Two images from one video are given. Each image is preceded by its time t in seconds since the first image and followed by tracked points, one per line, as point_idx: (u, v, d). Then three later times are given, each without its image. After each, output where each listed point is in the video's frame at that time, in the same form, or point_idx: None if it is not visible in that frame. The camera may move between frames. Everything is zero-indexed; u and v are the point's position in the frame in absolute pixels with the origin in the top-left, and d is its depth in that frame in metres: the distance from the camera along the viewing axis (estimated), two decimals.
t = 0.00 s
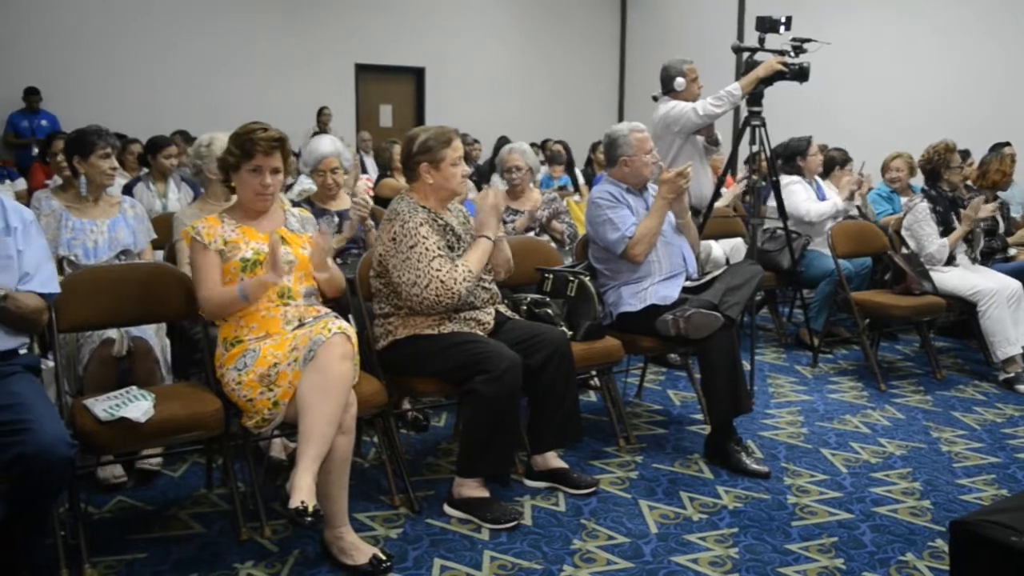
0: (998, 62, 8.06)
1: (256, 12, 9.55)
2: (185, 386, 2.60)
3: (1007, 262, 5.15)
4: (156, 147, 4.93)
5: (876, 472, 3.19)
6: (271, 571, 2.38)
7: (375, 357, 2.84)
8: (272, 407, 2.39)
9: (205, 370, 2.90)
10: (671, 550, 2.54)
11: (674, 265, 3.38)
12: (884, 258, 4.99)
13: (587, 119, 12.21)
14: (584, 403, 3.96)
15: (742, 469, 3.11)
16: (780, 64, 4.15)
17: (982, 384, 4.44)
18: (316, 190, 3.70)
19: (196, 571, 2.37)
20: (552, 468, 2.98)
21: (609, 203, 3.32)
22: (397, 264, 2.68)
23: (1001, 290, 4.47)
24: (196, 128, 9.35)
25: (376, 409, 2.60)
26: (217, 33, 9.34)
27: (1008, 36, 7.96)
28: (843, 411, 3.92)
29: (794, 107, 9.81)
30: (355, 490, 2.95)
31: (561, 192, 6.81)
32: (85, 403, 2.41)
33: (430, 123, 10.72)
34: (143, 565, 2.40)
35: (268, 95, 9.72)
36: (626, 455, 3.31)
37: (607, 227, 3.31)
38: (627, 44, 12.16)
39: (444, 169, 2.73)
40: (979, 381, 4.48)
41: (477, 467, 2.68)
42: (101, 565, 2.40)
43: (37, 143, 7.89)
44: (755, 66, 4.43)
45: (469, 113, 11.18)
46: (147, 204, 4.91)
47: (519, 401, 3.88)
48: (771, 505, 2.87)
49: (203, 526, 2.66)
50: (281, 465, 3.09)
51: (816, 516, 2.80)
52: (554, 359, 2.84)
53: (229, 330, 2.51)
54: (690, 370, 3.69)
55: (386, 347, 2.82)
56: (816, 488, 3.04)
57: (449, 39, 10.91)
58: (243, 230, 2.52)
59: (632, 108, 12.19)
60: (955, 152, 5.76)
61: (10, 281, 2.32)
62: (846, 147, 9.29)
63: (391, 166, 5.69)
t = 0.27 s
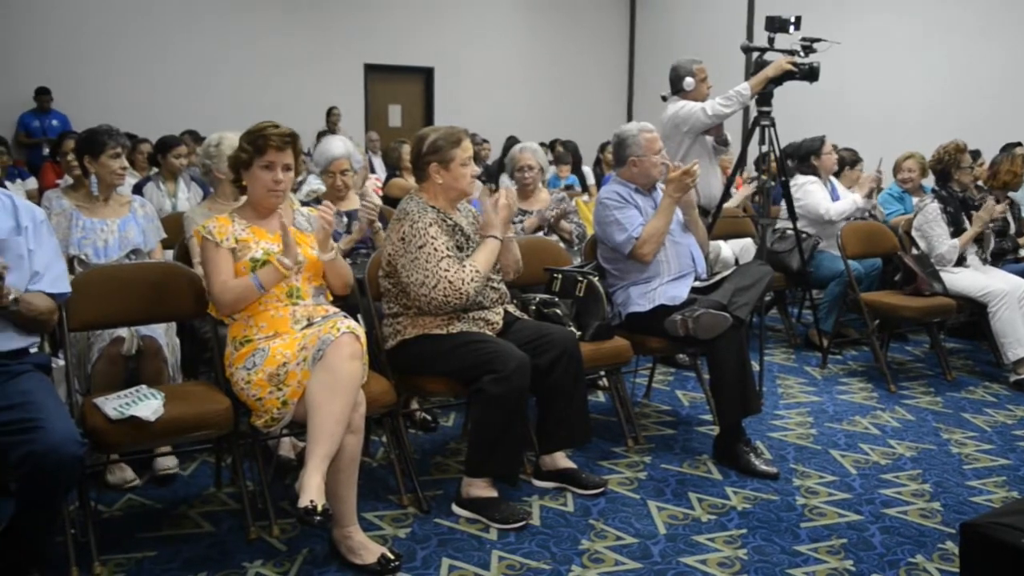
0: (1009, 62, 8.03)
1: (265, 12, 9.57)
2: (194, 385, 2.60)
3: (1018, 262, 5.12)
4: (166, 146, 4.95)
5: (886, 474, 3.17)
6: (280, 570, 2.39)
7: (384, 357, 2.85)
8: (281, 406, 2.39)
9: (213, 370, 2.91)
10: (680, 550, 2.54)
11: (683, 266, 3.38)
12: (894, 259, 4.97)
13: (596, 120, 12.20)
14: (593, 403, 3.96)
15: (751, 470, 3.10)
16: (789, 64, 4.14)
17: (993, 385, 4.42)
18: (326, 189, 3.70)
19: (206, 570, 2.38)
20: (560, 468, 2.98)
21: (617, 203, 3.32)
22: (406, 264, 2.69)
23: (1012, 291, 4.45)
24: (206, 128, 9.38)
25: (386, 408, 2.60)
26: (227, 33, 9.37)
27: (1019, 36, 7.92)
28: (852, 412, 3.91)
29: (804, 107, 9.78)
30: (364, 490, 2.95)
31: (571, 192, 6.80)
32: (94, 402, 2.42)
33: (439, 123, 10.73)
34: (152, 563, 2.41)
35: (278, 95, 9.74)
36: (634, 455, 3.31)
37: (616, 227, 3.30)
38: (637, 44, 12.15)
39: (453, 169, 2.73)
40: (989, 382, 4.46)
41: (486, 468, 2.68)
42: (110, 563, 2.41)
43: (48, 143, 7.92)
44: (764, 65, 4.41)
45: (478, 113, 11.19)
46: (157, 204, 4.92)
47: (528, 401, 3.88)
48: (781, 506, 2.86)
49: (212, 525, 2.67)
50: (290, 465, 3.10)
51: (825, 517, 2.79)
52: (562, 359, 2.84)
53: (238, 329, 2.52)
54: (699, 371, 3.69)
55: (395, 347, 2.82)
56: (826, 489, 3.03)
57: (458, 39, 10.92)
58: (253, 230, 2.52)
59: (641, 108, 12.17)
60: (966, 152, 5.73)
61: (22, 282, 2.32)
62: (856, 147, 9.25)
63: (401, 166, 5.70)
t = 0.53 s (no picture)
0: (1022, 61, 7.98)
1: (276, 12, 9.59)
2: (205, 384, 2.61)
3: None
4: (178, 146, 4.97)
5: (897, 475, 3.16)
6: (290, 569, 2.39)
7: (394, 356, 2.85)
8: (292, 405, 2.40)
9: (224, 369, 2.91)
10: (689, 551, 2.53)
11: (693, 266, 3.37)
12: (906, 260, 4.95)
13: (606, 120, 12.19)
14: (603, 404, 3.95)
15: (762, 471, 3.09)
16: (801, 64, 4.13)
17: (1006, 387, 4.39)
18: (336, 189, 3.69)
19: (217, 568, 2.39)
20: (570, 468, 2.98)
21: (627, 204, 3.31)
22: (416, 264, 2.69)
23: None
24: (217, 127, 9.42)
25: (396, 408, 2.61)
26: (238, 33, 9.39)
27: None
28: (863, 413, 3.89)
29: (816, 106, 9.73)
30: (373, 489, 2.95)
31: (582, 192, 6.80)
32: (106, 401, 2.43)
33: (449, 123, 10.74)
34: (163, 561, 2.42)
35: (288, 95, 9.77)
36: (644, 456, 3.30)
37: (625, 228, 3.30)
38: (647, 44, 12.12)
39: (464, 169, 2.73)
40: (1001, 383, 4.43)
41: (496, 467, 2.68)
42: (122, 560, 2.43)
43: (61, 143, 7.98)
44: (775, 66, 4.40)
45: (488, 112, 11.19)
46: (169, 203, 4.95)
47: (538, 401, 3.88)
48: (791, 508, 2.85)
49: (223, 523, 2.68)
50: (300, 463, 3.11)
51: (836, 518, 2.78)
52: (573, 359, 2.84)
53: (250, 329, 2.53)
54: (710, 372, 3.68)
55: (406, 346, 2.82)
56: (836, 490, 3.01)
57: (468, 39, 10.93)
58: (264, 229, 2.53)
59: (652, 108, 12.14)
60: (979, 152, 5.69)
61: (42, 286, 2.35)
62: (867, 147, 9.21)
63: (411, 166, 5.70)
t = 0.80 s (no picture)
0: None
1: (286, 12, 9.61)
2: (215, 383, 2.63)
3: None
4: (189, 146, 4.99)
5: (908, 477, 3.15)
6: (299, 568, 2.40)
7: (404, 356, 2.85)
8: (301, 405, 2.41)
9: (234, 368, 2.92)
10: (698, 552, 2.53)
11: (703, 267, 3.36)
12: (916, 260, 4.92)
13: (616, 120, 12.17)
14: (611, 404, 3.95)
15: (771, 472, 3.08)
16: (811, 64, 4.11)
17: (1017, 388, 4.37)
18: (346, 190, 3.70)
19: (225, 567, 2.40)
20: (579, 468, 2.98)
21: (637, 204, 3.31)
22: (425, 264, 2.69)
23: None
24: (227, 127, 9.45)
25: (405, 407, 2.61)
26: (252, 34, 9.44)
27: None
28: (874, 415, 3.87)
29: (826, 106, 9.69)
30: (382, 488, 2.96)
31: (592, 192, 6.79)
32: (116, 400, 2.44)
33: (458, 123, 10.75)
34: (172, 559, 2.43)
35: (298, 95, 9.79)
36: (653, 456, 3.30)
37: (635, 228, 3.30)
38: (657, 44, 12.10)
39: (472, 169, 2.73)
40: (1012, 385, 4.41)
41: (504, 468, 2.68)
42: (131, 558, 2.44)
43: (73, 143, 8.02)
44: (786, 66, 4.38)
45: (498, 112, 11.19)
46: (179, 202, 4.97)
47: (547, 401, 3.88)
48: (801, 509, 2.84)
49: (232, 522, 2.69)
50: (309, 463, 3.12)
51: (846, 520, 2.77)
52: (582, 359, 2.84)
53: (259, 328, 2.53)
54: (719, 373, 3.67)
55: (415, 346, 2.83)
56: (846, 492, 3.00)
57: (477, 39, 10.93)
58: (276, 228, 2.53)
59: (662, 108, 12.12)
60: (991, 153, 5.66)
61: (54, 284, 2.36)
62: (878, 147, 9.17)
63: (420, 166, 5.71)
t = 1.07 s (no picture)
0: None
1: (295, 12, 9.63)
2: (225, 381, 2.63)
3: None
4: (200, 145, 5.01)
5: (918, 478, 3.13)
6: (308, 567, 2.40)
7: (413, 356, 2.85)
8: (311, 404, 2.41)
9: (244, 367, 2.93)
10: (707, 554, 2.52)
11: (713, 267, 3.35)
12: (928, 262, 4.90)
13: (625, 120, 12.16)
14: (621, 404, 3.95)
15: (781, 473, 3.07)
16: (822, 64, 4.09)
17: None
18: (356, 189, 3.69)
19: (235, 566, 2.40)
20: (588, 468, 2.97)
21: (647, 204, 3.30)
22: (435, 264, 2.69)
23: None
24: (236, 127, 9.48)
25: (414, 407, 2.61)
26: (262, 34, 9.47)
27: None
28: (884, 416, 3.86)
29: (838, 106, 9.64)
30: (391, 487, 2.97)
31: (601, 192, 6.78)
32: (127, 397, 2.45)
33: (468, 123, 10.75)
34: (182, 558, 2.44)
35: (308, 95, 9.82)
36: (662, 457, 3.29)
37: (645, 228, 3.29)
38: (667, 43, 12.08)
39: (481, 168, 2.73)
40: None
41: (514, 467, 2.68)
42: (142, 556, 2.45)
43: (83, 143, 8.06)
44: (796, 66, 4.37)
45: (507, 112, 11.19)
46: (190, 202, 4.98)
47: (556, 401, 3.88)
48: (811, 510, 2.83)
49: (241, 520, 2.69)
50: (319, 462, 3.13)
51: (856, 522, 2.76)
52: (591, 359, 2.84)
53: (270, 327, 2.53)
54: (729, 374, 3.66)
55: (424, 346, 2.83)
56: (856, 493, 2.99)
57: (487, 39, 10.93)
58: (286, 227, 2.53)
59: (671, 108, 12.10)
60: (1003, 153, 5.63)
61: (66, 283, 2.37)
62: (889, 147, 9.13)
63: (429, 166, 5.70)
